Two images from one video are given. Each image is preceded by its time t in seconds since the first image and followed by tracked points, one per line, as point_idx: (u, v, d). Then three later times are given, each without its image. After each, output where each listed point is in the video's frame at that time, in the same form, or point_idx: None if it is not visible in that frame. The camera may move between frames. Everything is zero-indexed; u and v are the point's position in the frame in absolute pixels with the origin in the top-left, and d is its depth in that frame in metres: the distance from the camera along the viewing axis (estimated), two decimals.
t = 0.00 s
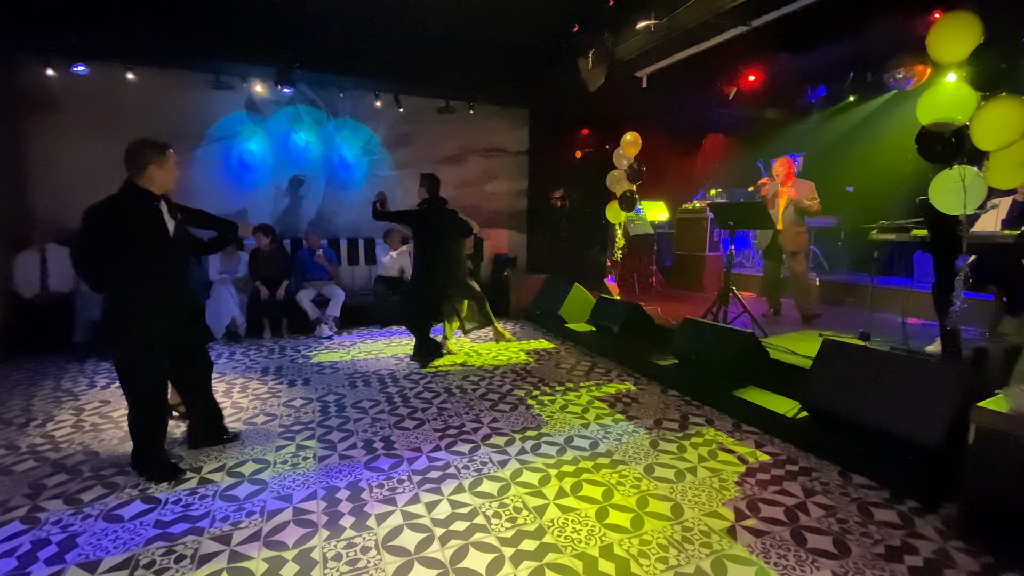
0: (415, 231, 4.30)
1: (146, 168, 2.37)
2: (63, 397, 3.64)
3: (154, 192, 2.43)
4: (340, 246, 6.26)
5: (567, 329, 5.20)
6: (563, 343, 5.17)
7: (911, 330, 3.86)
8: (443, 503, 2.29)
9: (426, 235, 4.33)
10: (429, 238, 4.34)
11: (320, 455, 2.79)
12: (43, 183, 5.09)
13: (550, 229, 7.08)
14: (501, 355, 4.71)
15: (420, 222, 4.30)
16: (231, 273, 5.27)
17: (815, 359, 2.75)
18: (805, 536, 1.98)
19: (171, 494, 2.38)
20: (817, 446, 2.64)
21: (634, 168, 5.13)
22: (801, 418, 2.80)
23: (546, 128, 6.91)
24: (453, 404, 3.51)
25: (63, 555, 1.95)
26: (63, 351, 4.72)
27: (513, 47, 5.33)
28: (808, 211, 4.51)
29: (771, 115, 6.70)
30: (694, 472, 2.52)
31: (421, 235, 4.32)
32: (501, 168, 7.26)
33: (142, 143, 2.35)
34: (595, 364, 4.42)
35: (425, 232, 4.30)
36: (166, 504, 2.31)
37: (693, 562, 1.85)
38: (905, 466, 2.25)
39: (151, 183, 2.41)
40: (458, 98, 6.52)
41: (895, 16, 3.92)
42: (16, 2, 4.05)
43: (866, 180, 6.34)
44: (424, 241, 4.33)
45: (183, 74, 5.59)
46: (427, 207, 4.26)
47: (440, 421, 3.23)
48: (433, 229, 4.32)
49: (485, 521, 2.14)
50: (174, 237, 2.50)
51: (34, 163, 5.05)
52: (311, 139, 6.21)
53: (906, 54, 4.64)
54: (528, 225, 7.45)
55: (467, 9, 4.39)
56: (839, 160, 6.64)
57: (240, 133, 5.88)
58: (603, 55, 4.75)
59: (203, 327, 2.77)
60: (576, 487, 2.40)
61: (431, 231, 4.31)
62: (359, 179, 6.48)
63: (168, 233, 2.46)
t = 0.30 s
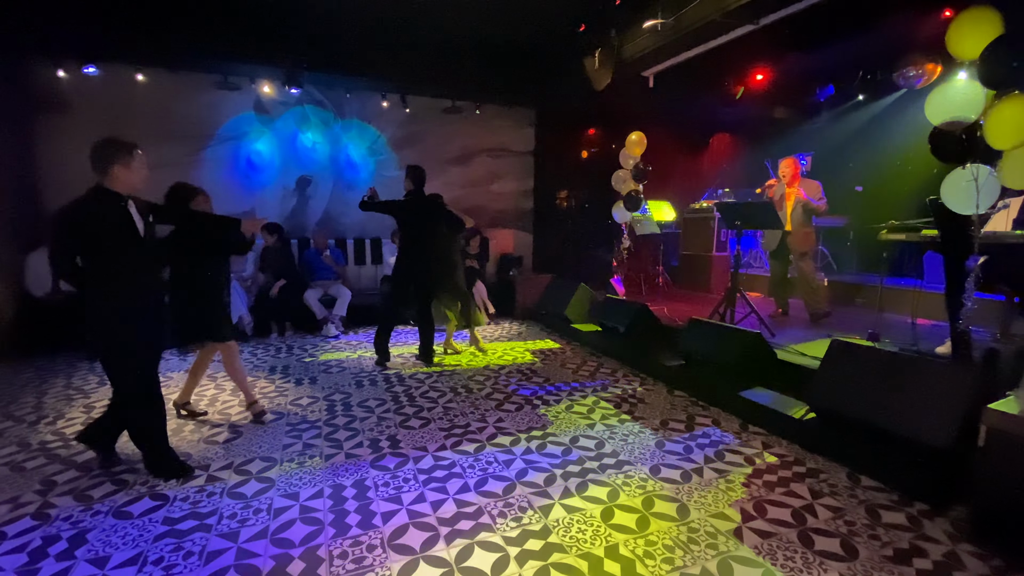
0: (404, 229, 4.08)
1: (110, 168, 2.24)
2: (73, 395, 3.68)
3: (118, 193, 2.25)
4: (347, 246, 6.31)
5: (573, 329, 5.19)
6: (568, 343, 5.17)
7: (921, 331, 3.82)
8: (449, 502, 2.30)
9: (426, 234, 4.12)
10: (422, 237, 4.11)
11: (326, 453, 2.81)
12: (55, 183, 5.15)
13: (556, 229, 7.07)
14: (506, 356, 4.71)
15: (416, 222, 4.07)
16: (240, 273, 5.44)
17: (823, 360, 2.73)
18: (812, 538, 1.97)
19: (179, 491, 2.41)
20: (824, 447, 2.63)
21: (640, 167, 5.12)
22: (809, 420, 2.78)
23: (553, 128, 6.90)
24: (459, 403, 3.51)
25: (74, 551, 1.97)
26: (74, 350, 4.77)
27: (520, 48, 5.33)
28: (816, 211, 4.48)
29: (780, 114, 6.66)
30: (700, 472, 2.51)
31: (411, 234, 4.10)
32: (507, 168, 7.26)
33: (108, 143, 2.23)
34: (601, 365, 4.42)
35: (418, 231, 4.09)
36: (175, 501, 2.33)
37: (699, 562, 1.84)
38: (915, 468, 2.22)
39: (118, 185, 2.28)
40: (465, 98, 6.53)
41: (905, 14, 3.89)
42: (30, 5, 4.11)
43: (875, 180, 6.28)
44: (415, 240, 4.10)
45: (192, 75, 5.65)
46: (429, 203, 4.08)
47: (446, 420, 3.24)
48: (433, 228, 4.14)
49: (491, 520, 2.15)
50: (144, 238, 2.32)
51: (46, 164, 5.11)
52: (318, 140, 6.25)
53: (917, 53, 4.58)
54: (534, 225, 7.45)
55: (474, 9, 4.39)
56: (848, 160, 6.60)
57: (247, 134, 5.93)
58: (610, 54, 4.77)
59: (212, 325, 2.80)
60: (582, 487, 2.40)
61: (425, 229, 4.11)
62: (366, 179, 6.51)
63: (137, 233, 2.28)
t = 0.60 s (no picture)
0: (401, 228, 4.04)
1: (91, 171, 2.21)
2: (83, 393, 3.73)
3: (102, 193, 2.26)
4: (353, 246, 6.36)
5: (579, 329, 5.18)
6: (574, 343, 5.16)
7: (931, 332, 3.78)
8: (454, 501, 2.30)
9: (429, 234, 4.12)
10: (421, 235, 4.09)
11: (332, 452, 2.83)
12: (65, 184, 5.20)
13: (561, 228, 7.07)
14: (511, 356, 4.71)
15: (418, 222, 4.05)
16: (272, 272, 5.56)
17: (831, 360, 2.71)
18: (820, 540, 1.95)
19: (187, 489, 2.43)
20: (831, 448, 2.61)
21: (646, 167, 5.11)
22: (816, 421, 2.76)
23: (559, 127, 6.88)
24: (464, 403, 3.52)
25: (82, 547, 1.99)
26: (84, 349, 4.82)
27: (526, 48, 5.32)
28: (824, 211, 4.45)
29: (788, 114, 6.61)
30: (706, 474, 2.50)
31: (412, 234, 4.07)
32: (513, 168, 7.26)
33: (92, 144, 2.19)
34: (606, 365, 4.41)
35: (420, 231, 4.07)
36: (182, 499, 2.35)
37: (704, 564, 1.84)
38: (923, 470, 2.20)
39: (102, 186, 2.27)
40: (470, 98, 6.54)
41: (915, 12, 3.85)
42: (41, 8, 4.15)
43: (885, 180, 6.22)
44: (415, 240, 4.09)
45: (200, 76, 5.69)
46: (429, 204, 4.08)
47: (451, 420, 3.25)
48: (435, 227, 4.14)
49: (495, 519, 2.15)
50: (124, 235, 2.35)
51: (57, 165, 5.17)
52: (324, 140, 6.28)
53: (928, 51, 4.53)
54: (539, 225, 7.45)
55: (480, 9, 4.40)
56: (857, 160, 6.55)
57: (254, 134, 5.96)
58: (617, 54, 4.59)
59: (219, 324, 2.82)
60: (587, 488, 2.40)
61: (430, 229, 4.10)
62: (372, 179, 6.54)
63: (115, 231, 2.31)
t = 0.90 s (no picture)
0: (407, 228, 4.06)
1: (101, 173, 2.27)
2: (91, 392, 3.77)
3: (115, 195, 2.33)
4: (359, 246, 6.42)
5: (584, 329, 5.18)
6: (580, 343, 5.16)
7: (940, 332, 3.75)
8: (459, 501, 2.31)
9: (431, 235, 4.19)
10: (425, 236, 4.14)
11: (338, 451, 2.84)
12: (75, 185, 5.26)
13: (566, 228, 7.06)
14: (516, 355, 4.72)
15: (422, 223, 4.08)
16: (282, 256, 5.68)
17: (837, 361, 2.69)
18: (826, 542, 1.94)
19: (195, 487, 2.45)
20: (838, 449, 2.60)
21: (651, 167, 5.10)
22: (823, 422, 2.74)
23: (565, 127, 6.87)
24: (470, 403, 3.53)
25: (92, 544, 2.01)
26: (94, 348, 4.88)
27: (532, 48, 5.32)
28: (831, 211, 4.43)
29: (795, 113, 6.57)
30: (712, 475, 2.49)
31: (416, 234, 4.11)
32: (518, 168, 7.27)
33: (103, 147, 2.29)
34: (611, 365, 4.40)
35: (425, 232, 4.11)
36: (190, 496, 2.37)
37: (710, 565, 1.83)
38: (931, 471, 2.18)
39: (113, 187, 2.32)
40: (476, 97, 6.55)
41: (924, 10, 3.81)
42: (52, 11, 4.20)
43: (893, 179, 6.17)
44: (421, 240, 4.12)
45: (208, 77, 5.74)
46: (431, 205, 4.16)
47: (456, 419, 3.25)
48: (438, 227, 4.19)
49: (500, 519, 2.15)
50: (124, 231, 2.34)
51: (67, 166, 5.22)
52: (330, 140, 6.31)
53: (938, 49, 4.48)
54: (544, 225, 7.46)
55: (486, 10, 4.40)
56: (865, 159, 6.50)
57: (261, 134, 6.00)
58: (622, 53, 4.63)
59: (226, 324, 2.84)
60: (592, 488, 2.39)
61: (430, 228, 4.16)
62: (378, 179, 6.56)
63: (115, 226, 2.32)
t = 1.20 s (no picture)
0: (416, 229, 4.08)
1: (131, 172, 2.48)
2: (101, 390, 3.81)
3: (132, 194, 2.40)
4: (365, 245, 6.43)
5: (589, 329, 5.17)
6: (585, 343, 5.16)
7: (950, 334, 3.71)
8: (464, 500, 2.31)
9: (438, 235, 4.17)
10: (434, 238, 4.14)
11: (343, 450, 2.86)
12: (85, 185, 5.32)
13: (571, 228, 7.06)
14: (521, 355, 4.72)
15: (429, 223, 4.09)
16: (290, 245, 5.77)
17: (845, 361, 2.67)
18: (833, 544, 1.93)
19: (202, 485, 2.47)
20: (845, 451, 2.58)
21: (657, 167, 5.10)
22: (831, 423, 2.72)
23: (571, 127, 6.88)
24: (475, 402, 3.53)
25: (100, 541, 2.04)
26: (104, 346, 4.94)
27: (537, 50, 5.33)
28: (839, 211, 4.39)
29: (802, 112, 6.54)
30: (718, 476, 2.48)
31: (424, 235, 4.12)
32: (523, 168, 7.29)
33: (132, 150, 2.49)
34: (617, 366, 4.39)
35: (433, 232, 4.11)
36: (197, 494, 2.39)
37: (715, 566, 1.82)
38: (940, 474, 2.16)
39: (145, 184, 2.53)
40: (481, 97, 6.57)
41: (934, 9, 3.78)
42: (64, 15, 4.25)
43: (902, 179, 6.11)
44: (430, 241, 4.12)
45: (215, 78, 5.78)
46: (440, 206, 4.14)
47: (461, 419, 3.26)
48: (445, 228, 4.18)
49: (505, 518, 2.16)
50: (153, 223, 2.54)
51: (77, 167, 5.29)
52: (336, 140, 6.34)
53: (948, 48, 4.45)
54: (549, 225, 7.50)
55: (492, 11, 4.42)
56: (873, 158, 6.45)
57: (267, 135, 6.04)
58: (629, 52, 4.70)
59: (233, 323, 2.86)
60: (597, 488, 2.39)
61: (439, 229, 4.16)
62: (383, 179, 6.59)
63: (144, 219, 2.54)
